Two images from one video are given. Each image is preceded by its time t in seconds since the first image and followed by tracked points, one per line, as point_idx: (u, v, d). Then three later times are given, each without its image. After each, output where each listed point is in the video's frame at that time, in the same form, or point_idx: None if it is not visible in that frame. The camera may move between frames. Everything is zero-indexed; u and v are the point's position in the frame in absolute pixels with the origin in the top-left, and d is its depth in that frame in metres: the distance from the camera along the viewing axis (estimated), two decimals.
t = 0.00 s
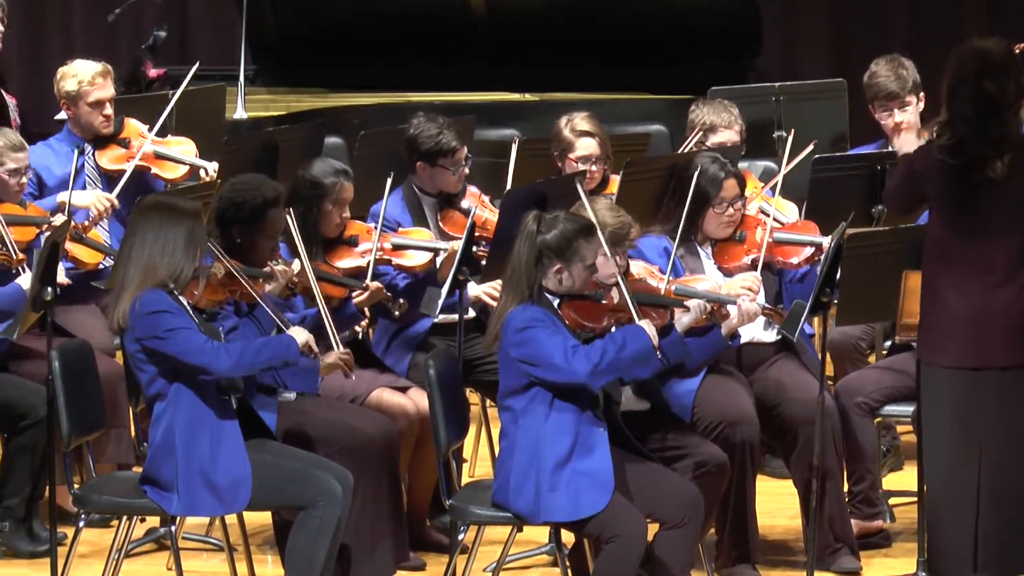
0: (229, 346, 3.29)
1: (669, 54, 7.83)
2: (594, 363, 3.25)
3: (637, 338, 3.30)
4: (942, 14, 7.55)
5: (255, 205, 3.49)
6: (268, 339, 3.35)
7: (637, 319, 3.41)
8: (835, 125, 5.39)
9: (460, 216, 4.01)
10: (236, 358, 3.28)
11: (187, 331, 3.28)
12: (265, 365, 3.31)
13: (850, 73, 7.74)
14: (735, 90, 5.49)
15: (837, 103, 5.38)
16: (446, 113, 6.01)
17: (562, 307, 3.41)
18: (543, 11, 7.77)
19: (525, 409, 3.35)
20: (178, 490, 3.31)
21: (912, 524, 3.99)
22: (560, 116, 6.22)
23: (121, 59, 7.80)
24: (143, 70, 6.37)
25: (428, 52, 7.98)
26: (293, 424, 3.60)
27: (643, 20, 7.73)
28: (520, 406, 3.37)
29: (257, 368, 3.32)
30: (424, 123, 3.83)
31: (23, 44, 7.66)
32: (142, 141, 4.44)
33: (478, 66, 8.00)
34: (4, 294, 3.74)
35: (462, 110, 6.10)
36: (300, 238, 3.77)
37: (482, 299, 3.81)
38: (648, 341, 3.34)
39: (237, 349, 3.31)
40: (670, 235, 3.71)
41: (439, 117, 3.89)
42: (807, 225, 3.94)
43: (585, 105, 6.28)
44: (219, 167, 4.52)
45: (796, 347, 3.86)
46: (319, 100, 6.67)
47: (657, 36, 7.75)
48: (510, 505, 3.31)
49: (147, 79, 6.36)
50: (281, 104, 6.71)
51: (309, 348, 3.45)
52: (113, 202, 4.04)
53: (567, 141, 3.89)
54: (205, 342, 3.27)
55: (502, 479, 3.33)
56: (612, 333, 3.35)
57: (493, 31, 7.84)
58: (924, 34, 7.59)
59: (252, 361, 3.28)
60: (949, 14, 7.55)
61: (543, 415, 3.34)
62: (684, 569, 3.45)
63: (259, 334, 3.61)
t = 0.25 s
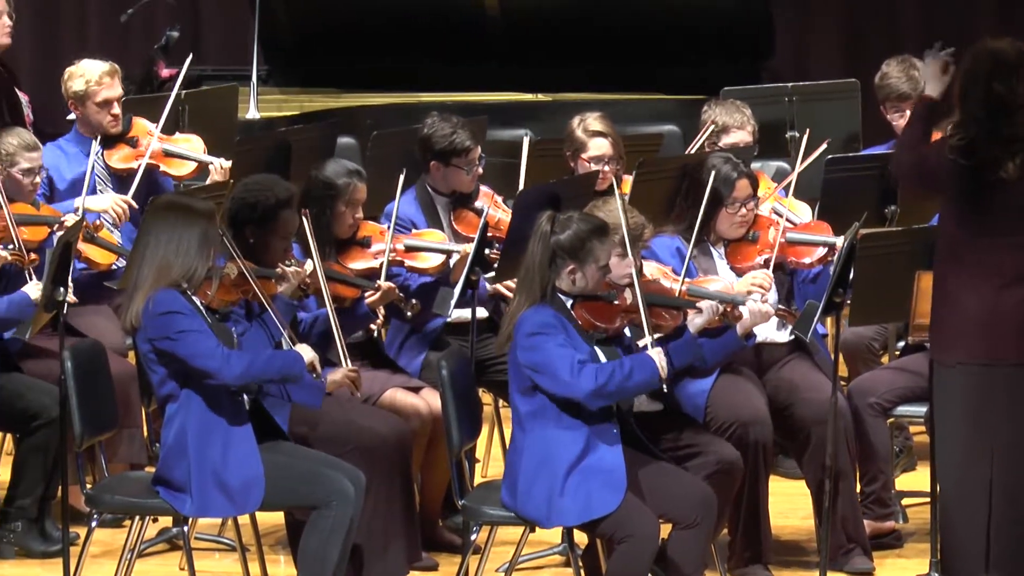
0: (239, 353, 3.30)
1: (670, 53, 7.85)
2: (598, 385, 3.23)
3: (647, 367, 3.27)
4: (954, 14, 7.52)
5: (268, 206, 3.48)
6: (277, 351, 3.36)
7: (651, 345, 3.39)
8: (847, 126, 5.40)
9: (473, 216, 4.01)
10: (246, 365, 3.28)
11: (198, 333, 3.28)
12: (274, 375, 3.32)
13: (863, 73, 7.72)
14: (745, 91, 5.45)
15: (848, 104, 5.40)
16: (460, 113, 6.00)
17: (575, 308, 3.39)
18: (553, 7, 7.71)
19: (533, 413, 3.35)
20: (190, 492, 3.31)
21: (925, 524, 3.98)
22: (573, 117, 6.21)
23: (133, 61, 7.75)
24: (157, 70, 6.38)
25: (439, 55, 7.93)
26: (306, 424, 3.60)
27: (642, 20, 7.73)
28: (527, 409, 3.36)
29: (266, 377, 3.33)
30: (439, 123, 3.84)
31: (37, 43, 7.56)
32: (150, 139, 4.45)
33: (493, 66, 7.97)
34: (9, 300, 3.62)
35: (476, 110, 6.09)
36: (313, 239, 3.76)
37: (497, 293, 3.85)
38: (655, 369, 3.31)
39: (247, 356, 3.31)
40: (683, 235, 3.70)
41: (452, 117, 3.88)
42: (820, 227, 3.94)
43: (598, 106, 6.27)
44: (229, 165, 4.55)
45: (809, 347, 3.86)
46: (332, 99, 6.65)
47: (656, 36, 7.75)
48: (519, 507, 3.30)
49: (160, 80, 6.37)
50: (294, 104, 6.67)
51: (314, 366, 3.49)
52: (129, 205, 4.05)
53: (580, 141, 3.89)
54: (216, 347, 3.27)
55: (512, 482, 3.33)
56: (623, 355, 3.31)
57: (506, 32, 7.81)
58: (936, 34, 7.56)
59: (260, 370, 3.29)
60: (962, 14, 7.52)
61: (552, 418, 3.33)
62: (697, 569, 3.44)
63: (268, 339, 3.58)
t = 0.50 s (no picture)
0: (248, 357, 3.28)
1: (671, 54, 7.96)
2: (601, 396, 3.20)
3: (655, 390, 3.24)
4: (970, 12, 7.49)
5: (281, 206, 3.48)
6: (287, 359, 3.34)
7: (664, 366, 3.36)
8: (861, 126, 5.40)
9: (485, 216, 4.03)
10: (255, 370, 3.27)
11: (209, 335, 3.28)
12: (280, 384, 3.30)
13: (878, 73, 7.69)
14: (759, 91, 5.42)
15: (863, 105, 5.40)
16: (473, 113, 6.00)
17: (588, 308, 3.38)
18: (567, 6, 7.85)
19: (542, 415, 3.34)
20: (203, 492, 3.30)
21: (938, 524, 3.98)
22: (586, 117, 6.20)
23: (148, 63, 7.77)
24: (170, 70, 6.37)
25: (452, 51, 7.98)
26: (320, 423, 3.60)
27: (642, 21, 7.86)
28: (536, 411, 3.36)
29: (272, 385, 3.31)
30: (452, 123, 3.84)
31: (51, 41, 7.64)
32: (161, 138, 4.46)
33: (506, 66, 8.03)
34: (19, 309, 3.59)
35: (488, 111, 6.04)
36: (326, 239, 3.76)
37: (502, 300, 3.88)
38: (664, 394, 3.28)
39: (257, 362, 3.30)
40: (696, 235, 3.70)
41: (465, 117, 3.89)
42: (833, 226, 3.95)
43: (613, 106, 6.25)
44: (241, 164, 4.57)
45: (822, 347, 3.86)
46: (345, 99, 6.65)
47: (657, 36, 7.88)
48: (529, 508, 3.30)
49: (174, 80, 6.36)
50: (307, 104, 6.63)
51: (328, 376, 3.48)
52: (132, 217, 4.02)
53: (594, 140, 3.90)
54: (226, 349, 3.27)
55: (523, 481, 3.33)
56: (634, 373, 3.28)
57: (517, 32, 7.90)
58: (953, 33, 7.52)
59: (268, 376, 3.27)
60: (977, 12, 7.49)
61: (563, 422, 3.33)
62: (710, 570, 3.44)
63: (282, 340, 3.56)
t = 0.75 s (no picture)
0: (259, 362, 3.26)
1: (702, 50, 7.62)
2: (607, 407, 3.19)
3: (666, 410, 3.21)
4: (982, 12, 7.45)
5: (293, 207, 3.48)
6: (299, 368, 3.32)
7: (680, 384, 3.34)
8: (872, 127, 5.41)
9: (498, 217, 4.02)
10: (264, 376, 3.25)
11: (221, 336, 3.27)
12: (288, 394, 3.28)
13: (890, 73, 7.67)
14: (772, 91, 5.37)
15: (874, 105, 5.40)
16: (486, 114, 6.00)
17: (599, 309, 3.36)
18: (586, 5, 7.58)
19: (553, 418, 3.33)
20: (217, 493, 3.29)
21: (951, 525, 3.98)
22: (599, 118, 6.18)
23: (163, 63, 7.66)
24: (183, 71, 6.39)
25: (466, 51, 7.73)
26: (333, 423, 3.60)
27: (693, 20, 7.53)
28: (548, 413, 3.35)
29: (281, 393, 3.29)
30: (464, 123, 3.84)
31: (64, 43, 7.52)
32: (174, 140, 4.45)
33: (516, 66, 7.76)
34: (29, 317, 3.54)
35: (502, 112, 5.99)
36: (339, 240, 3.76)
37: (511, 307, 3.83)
38: (677, 415, 3.25)
39: (267, 368, 3.27)
40: (709, 236, 3.71)
41: (478, 118, 3.89)
42: (846, 228, 3.94)
43: (626, 107, 6.23)
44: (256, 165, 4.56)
45: (835, 348, 3.86)
46: (357, 100, 6.65)
47: (698, 32, 7.55)
48: (540, 510, 3.30)
49: (186, 80, 6.38)
50: (320, 104, 6.60)
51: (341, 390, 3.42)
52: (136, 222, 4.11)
53: (607, 141, 3.89)
54: (237, 351, 3.26)
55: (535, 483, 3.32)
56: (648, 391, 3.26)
57: (536, 32, 7.64)
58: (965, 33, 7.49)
59: (278, 382, 3.25)
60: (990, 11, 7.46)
61: (574, 426, 3.32)
62: (722, 571, 3.40)
63: (293, 340, 3.55)
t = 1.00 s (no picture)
0: (273, 363, 3.26)
1: (713, 49, 7.57)
2: (624, 408, 3.17)
3: (683, 415, 3.21)
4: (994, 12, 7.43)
5: (304, 207, 3.46)
6: (314, 374, 3.32)
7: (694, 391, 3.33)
8: (886, 127, 5.42)
9: (511, 218, 4.03)
10: (278, 378, 3.25)
11: (234, 337, 3.26)
12: (303, 397, 3.28)
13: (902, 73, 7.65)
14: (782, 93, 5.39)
15: (887, 105, 5.41)
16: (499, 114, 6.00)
17: (611, 310, 3.34)
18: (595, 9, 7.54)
19: (567, 418, 3.30)
20: (229, 493, 3.28)
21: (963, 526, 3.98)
22: (611, 119, 6.18)
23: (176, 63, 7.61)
24: (195, 72, 6.35)
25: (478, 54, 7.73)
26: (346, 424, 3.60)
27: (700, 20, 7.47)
28: (561, 413, 3.31)
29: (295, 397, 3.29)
30: (477, 125, 3.84)
31: (76, 43, 7.64)
32: (189, 140, 4.47)
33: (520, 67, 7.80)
34: (42, 314, 3.54)
35: (515, 114, 6.02)
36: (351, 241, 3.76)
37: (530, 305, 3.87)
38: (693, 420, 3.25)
39: (281, 370, 3.27)
40: (722, 237, 3.71)
41: (490, 119, 3.90)
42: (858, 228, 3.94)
43: (638, 108, 6.24)
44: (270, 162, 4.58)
45: (847, 348, 3.86)
46: (369, 100, 6.66)
47: (707, 33, 7.49)
48: (552, 510, 3.27)
49: (198, 80, 6.35)
50: (332, 105, 6.61)
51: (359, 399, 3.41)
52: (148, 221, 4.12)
53: (618, 142, 3.92)
54: (251, 352, 3.25)
55: (548, 483, 3.30)
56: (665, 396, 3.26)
57: (545, 32, 7.64)
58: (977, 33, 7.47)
59: (292, 386, 3.25)
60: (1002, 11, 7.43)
61: (587, 426, 3.29)
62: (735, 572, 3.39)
63: (305, 340, 3.55)
